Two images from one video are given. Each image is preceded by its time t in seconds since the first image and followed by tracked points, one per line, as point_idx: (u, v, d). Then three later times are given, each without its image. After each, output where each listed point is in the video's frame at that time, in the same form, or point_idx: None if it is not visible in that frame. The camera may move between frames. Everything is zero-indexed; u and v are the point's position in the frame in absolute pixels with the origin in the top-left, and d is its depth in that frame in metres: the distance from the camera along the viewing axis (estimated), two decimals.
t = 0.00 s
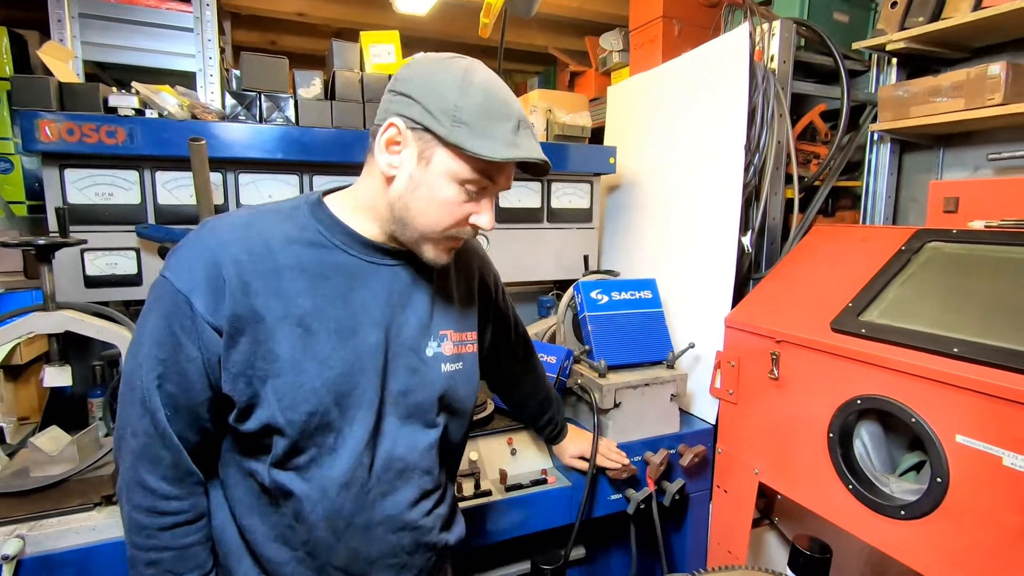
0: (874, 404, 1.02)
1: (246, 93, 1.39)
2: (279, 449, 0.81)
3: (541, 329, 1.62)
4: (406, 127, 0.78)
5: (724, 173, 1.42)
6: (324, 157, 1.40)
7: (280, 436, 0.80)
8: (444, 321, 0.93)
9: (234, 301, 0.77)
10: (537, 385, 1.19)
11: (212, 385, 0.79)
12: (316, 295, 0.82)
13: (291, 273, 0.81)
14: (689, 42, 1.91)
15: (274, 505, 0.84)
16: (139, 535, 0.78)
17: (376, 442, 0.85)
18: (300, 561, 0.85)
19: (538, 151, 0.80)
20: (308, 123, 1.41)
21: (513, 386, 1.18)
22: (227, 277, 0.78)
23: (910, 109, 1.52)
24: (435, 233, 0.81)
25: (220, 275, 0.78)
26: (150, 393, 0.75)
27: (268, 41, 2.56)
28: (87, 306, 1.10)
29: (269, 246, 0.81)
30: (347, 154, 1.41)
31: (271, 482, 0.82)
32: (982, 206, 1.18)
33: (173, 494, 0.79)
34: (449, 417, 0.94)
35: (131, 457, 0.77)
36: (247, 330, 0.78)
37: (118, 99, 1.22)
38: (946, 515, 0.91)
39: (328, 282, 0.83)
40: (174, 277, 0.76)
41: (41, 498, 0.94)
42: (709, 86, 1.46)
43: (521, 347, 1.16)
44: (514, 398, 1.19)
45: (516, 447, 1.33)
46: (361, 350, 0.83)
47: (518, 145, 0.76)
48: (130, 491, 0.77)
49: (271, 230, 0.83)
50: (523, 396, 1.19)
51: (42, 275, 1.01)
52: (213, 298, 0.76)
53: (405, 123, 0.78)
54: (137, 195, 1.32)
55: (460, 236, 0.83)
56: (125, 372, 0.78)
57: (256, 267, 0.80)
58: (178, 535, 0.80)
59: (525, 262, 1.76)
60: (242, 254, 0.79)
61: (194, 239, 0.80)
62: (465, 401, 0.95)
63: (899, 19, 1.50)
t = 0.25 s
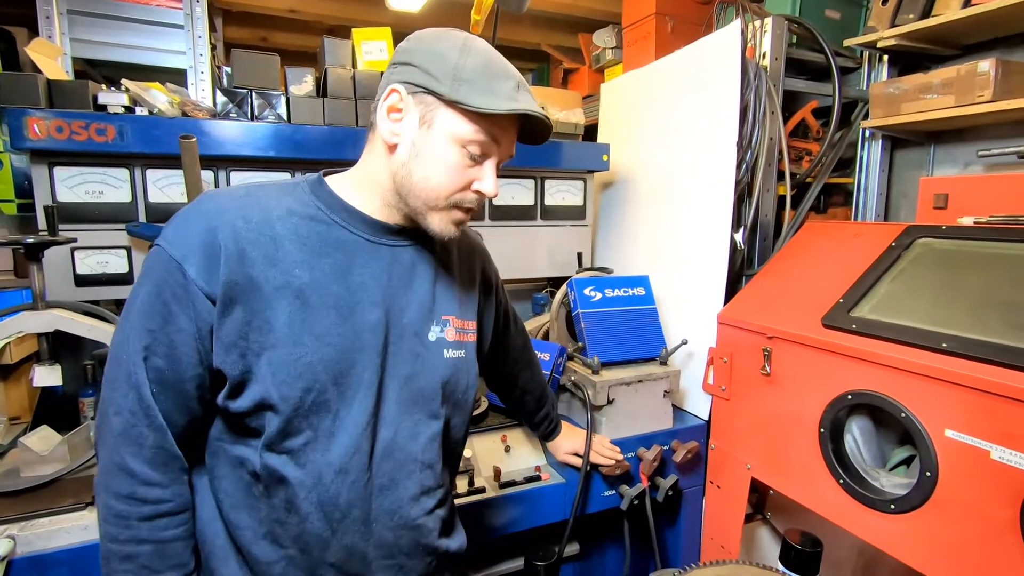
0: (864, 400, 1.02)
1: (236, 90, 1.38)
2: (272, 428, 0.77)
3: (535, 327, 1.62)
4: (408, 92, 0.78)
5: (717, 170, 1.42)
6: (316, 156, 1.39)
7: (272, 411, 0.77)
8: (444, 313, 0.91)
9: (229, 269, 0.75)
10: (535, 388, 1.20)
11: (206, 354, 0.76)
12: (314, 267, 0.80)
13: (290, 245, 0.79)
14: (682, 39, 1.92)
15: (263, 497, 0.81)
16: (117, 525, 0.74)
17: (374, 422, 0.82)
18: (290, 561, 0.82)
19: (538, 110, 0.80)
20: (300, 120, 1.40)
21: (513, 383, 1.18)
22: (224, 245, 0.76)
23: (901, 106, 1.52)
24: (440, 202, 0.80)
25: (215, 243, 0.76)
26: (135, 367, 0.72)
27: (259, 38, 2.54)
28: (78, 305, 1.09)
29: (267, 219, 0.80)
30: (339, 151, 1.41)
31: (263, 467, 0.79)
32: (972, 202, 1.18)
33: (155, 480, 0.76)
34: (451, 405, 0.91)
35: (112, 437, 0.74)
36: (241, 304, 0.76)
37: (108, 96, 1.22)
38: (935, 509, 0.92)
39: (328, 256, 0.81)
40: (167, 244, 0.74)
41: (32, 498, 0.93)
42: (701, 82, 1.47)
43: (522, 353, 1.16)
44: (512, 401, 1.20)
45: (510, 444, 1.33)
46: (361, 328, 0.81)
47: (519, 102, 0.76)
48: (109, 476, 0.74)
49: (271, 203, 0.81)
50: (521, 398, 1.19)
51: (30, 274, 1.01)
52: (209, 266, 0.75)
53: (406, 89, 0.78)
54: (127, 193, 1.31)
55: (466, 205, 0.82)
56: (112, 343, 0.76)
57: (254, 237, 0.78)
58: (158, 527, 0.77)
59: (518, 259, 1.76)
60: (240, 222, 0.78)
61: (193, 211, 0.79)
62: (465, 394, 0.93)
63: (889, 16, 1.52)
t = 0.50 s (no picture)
0: (857, 399, 1.03)
1: (228, 91, 1.37)
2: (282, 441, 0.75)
3: (528, 328, 1.61)
4: (419, 87, 0.77)
5: (710, 170, 1.43)
6: (310, 156, 1.39)
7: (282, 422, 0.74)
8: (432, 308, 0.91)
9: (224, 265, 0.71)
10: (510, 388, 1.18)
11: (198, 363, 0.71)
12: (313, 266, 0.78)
13: (287, 242, 0.77)
14: (676, 39, 1.92)
15: (261, 507, 0.78)
16: (82, 565, 0.65)
17: (381, 425, 0.80)
18: None
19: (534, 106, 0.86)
20: (293, 121, 1.39)
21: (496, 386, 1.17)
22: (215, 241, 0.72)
23: (893, 106, 1.53)
24: (451, 196, 0.82)
25: (205, 241, 0.71)
26: (105, 382, 0.65)
27: (252, 38, 2.53)
28: (68, 307, 1.09)
29: (261, 215, 0.76)
30: (332, 152, 1.40)
31: (273, 484, 0.76)
32: (963, 202, 1.19)
33: (130, 508, 0.68)
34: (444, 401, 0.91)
35: (72, 464, 0.65)
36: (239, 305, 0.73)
37: (98, 97, 1.21)
38: (926, 507, 0.92)
39: (324, 254, 0.79)
40: (148, 243, 0.69)
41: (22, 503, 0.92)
42: (694, 83, 1.47)
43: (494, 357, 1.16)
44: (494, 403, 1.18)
45: (504, 444, 1.34)
46: (361, 328, 0.79)
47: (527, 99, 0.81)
48: (68, 509, 0.65)
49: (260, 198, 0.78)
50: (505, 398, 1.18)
51: (20, 276, 1.00)
52: (201, 264, 0.71)
53: (416, 83, 0.77)
54: (119, 194, 1.30)
55: (471, 197, 0.86)
56: (67, 360, 0.67)
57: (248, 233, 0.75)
58: (134, 559, 0.69)
59: (511, 259, 1.76)
60: (232, 218, 0.74)
61: (170, 209, 0.73)
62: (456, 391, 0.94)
63: (881, 16, 1.53)
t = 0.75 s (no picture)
0: (854, 398, 1.03)
1: (224, 91, 1.37)
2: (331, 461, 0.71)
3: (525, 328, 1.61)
4: (410, 73, 0.74)
5: (707, 170, 1.43)
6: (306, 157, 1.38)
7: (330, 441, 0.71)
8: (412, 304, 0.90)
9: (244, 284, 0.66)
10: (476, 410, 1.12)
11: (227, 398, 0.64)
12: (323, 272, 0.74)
13: (290, 250, 0.72)
14: (673, 40, 1.92)
15: (300, 548, 0.73)
16: None
17: (399, 431, 0.80)
18: None
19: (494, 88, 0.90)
20: (289, 121, 1.39)
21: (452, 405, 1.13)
22: (228, 258, 0.65)
23: (890, 105, 1.53)
24: (434, 182, 0.83)
25: (210, 260, 0.64)
26: (137, 445, 0.56)
27: (248, 38, 2.53)
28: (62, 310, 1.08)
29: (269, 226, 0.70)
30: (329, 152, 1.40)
31: (318, 516, 0.72)
32: (960, 201, 1.19)
33: None
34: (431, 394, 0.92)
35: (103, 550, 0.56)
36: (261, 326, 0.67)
37: (91, 98, 1.20)
38: (924, 506, 0.92)
39: (326, 257, 0.75)
40: (145, 271, 0.60)
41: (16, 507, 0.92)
42: (691, 83, 1.47)
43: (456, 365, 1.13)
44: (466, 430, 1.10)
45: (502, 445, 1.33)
46: (370, 331, 0.76)
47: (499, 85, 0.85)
48: None
49: (254, 204, 0.71)
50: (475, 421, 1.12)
51: (13, 278, 1.00)
52: (215, 286, 0.64)
53: (407, 68, 0.74)
54: (113, 195, 1.29)
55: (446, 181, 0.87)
56: (53, 423, 0.57)
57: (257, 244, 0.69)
58: None
59: (509, 259, 1.75)
60: (233, 229, 0.68)
61: (156, 227, 0.64)
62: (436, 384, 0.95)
63: (877, 16, 1.52)
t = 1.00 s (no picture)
0: (861, 396, 1.01)
1: (222, 88, 1.36)
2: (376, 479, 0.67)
3: (526, 328, 1.59)
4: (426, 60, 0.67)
5: (711, 165, 1.41)
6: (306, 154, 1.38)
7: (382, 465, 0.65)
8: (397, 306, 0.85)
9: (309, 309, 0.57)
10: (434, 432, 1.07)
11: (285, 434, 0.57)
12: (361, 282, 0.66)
13: (325, 252, 0.62)
14: (674, 35, 1.90)
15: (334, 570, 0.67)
16: None
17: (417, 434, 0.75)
18: None
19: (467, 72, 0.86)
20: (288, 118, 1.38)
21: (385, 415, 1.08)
22: (290, 278, 0.56)
23: (894, 101, 1.51)
24: (426, 174, 0.77)
25: (258, 279, 0.55)
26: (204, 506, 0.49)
27: (248, 35, 2.52)
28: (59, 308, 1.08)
29: (322, 239, 0.62)
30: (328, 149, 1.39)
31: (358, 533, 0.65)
32: (967, 196, 1.18)
33: None
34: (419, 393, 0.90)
35: None
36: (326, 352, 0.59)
37: (89, 95, 1.20)
38: (932, 506, 0.91)
39: (352, 255, 0.67)
40: (190, 299, 0.51)
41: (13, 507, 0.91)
42: (694, 78, 1.45)
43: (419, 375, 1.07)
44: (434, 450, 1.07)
45: (504, 444, 1.32)
46: (393, 334, 0.69)
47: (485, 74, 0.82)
48: None
49: (291, 208, 0.61)
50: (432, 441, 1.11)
51: (9, 275, 0.99)
52: (277, 313, 0.56)
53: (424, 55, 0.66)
54: (112, 193, 1.28)
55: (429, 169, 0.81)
56: (81, 493, 0.47)
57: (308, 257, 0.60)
58: None
59: (510, 257, 1.74)
60: (274, 235, 0.57)
61: (186, 244, 0.53)
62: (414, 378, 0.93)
63: (882, 10, 1.50)
